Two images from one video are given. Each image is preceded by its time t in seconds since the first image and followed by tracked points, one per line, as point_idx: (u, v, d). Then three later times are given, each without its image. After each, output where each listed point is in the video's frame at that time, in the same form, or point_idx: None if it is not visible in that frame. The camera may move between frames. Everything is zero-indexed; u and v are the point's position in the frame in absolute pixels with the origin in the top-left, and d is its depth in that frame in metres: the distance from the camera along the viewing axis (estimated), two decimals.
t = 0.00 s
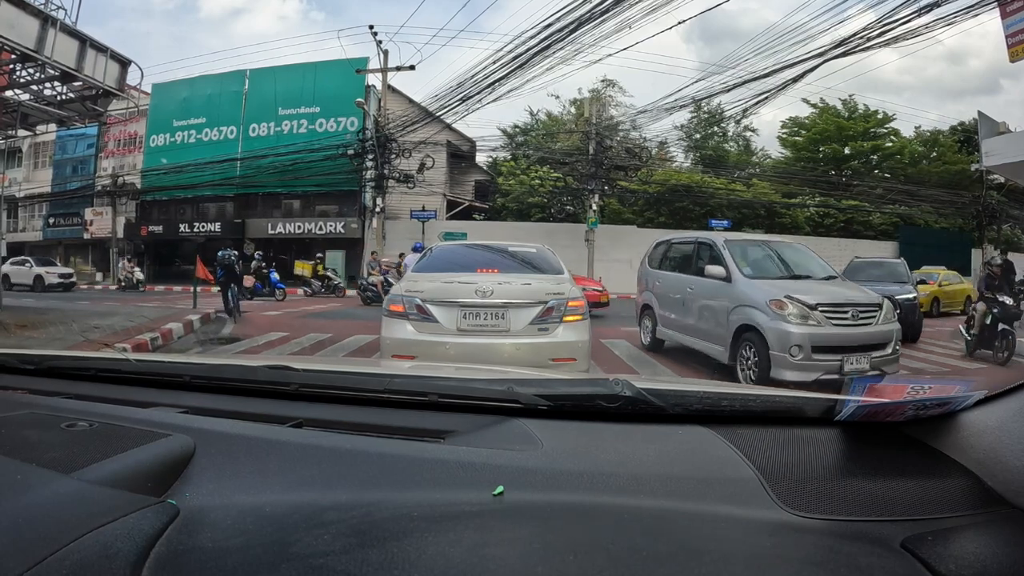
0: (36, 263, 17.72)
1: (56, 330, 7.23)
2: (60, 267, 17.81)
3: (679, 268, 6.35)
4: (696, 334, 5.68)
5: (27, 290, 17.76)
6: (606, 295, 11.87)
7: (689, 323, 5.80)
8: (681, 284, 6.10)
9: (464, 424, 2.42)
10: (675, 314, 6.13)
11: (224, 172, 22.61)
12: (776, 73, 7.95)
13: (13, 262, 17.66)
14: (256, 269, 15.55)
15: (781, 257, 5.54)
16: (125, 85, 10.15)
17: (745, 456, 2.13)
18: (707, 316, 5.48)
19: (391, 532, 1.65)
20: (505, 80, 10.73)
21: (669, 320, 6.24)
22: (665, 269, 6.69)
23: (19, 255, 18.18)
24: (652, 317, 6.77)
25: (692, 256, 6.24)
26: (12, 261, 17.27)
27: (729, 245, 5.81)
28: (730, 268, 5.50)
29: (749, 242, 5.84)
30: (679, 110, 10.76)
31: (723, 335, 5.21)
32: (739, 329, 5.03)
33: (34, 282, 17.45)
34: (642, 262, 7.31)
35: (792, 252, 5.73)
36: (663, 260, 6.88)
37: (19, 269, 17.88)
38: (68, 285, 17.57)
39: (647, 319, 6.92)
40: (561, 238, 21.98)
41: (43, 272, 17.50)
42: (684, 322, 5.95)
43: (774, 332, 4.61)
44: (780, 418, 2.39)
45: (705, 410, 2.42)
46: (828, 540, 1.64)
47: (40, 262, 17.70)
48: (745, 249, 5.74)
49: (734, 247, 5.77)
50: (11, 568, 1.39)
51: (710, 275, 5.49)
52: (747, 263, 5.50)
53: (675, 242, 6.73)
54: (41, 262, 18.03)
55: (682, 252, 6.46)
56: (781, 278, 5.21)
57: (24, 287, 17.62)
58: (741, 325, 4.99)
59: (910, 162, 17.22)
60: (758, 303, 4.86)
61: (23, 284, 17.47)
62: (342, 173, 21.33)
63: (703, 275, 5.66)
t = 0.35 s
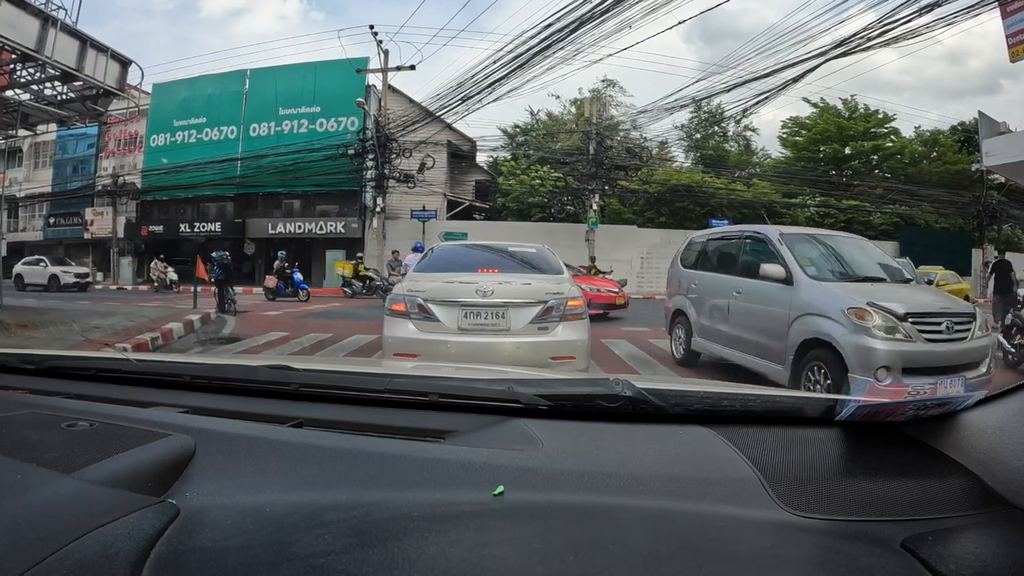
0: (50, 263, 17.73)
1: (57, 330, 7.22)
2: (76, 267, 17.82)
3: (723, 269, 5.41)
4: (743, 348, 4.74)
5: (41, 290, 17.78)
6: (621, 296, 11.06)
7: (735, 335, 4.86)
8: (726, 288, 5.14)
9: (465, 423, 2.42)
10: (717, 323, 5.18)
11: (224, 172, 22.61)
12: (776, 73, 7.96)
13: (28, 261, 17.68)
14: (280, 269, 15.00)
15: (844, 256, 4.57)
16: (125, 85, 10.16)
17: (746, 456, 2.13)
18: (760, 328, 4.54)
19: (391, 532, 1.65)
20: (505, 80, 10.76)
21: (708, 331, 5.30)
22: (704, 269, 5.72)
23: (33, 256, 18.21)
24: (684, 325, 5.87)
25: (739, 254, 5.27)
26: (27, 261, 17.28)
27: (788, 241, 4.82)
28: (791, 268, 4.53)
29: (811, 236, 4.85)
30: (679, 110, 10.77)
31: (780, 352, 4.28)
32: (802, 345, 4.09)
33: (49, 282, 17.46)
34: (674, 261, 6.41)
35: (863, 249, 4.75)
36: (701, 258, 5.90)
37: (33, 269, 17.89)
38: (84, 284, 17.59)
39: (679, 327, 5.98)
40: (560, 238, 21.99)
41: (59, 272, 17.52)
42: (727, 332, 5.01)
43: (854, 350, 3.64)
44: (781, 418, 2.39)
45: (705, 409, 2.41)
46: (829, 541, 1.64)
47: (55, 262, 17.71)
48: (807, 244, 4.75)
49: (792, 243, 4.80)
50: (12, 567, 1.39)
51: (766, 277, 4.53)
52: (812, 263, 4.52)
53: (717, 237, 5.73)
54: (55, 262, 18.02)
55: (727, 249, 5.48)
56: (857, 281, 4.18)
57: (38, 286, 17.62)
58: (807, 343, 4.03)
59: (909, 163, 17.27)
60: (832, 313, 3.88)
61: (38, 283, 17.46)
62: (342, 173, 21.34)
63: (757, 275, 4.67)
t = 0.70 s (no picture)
0: (65, 263, 17.74)
1: (56, 330, 7.20)
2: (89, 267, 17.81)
3: (776, 270, 4.78)
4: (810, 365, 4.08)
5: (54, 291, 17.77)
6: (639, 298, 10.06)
7: (798, 346, 4.19)
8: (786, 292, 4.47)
9: (466, 423, 2.42)
10: (772, 331, 4.53)
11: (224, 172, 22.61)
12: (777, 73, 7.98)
13: (41, 261, 17.67)
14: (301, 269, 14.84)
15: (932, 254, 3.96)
16: (125, 84, 10.17)
17: (746, 456, 2.13)
18: (840, 340, 3.83)
19: (391, 532, 1.65)
20: (505, 80, 10.79)
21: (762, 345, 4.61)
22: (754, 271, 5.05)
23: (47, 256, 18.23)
24: (726, 337, 5.20)
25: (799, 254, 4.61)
26: (42, 260, 17.26)
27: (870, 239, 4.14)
28: (877, 268, 3.88)
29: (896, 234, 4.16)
30: (680, 109, 10.79)
31: (867, 370, 3.61)
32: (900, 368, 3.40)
33: (63, 281, 17.44)
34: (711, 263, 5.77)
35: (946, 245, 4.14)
36: (747, 259, 5.26)
37: (46, 269, 17.85)
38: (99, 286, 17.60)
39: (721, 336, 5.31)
40: (561, 238, 21.99)
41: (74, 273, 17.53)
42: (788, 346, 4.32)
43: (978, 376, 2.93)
44: (781, 418, 2.39)
45: (706, 409, 2.41)
46: (829, 541, 1.64)
47: (70, 262, 17.72)
48: (892, 243, 4.10)
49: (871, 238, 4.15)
50: (12, 567, 1.40)
51: (847, 279, 3.88)
52: (899, 261, 3.89)
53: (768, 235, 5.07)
54: (69, 262, 18.00)
55: (782, 247, 4.83)
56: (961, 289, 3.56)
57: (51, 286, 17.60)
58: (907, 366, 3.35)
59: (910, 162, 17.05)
60: (943, 330, 3.23)
61: (52, 283, 17.47)
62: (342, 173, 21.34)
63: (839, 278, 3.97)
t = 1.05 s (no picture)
0: (80, 263, 17.71)
1: (56, 330, 7.19)
2: (105, 267, 17.77)
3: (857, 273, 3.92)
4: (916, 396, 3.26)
5: (68, 291, 17.75)
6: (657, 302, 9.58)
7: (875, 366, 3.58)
8: (874, 300, 3.64)
9: (466, 423, 2.41)
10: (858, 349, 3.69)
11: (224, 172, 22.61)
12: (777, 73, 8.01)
13: (56, 261, 17.61)
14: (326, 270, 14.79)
15: None
16: (125, 84, 10.17)
17: (747, 456, 2.13)
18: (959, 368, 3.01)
19: (391, 532, 1.65)
20: (506, 80, 10.83)
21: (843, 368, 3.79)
22: (823, 273, 4.20)
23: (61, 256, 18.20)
24: (788, 354, 4.40)
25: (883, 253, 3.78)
26: (57, 260, 17.20)
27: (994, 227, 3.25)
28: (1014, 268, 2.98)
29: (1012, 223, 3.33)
30: (680, 109, 10.80)
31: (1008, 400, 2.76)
32: None
33: (79, 282, 17.38)
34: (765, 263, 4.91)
35: None
36: (811, 259, 4.39)
37: (61, 269, 17.80)
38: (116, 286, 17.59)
39: (780, 351, 4.50)
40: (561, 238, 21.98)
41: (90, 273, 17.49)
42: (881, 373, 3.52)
43: None
44: (781, 418, 2.39)
45: (706, 409, 2.42)
46: (829, 541, 1.64)
47: (84, 261, 17.68)
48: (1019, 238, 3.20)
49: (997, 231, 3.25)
50: (12, 567, 1.40)
51: (975, 281, 2.98)
52: None
53: (840, 232, 4.20)
54: (85, 262, 17.95)
55: (860, 240, 3.97)
56: None
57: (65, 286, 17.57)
58: None
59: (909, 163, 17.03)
60: None
61: (67, 283, 17.42)
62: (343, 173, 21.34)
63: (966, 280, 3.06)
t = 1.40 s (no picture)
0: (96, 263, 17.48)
1: (57, 330, 7.18)
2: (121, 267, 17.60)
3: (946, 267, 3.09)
4: None
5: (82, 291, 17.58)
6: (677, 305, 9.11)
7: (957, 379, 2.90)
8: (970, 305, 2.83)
9: (466, 424, 2.42)
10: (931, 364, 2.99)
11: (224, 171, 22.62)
12: (777, 74, 8.02)
13: (70, 261, 17.33)
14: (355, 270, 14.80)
15: None
16: (126, 84, 10.18)
17: (747, 456, 2.13)
18: None
19: (391, 532, 1.65)
20: (506, 79, 10.87)
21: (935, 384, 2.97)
22: (923, 276, 3.19)
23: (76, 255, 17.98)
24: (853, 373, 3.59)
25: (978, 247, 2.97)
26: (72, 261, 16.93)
27: None
28: None
29: None
30: (680, 109, 10.81)
31: None
32: None
33: (95, 282, 17.22)
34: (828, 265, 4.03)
35: None
36: (906, 257, 3.37)
37: (76, 269, 17.65)
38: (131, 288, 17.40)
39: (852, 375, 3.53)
40: (562, 238, 21.96)
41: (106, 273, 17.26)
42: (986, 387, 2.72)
43: None
44: (781, 418, 2.39)
45: (705, 409, 2.42)
46: (829, 540, 1.64)
47: (100, 262, 17.46)
48: None
49: None
50: (12, 567, 1.40)
51: None
52: None
53: (948, 223, 3.18)
54: (100, 262, 17.78)
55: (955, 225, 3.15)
56: None
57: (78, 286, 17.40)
58: None
59: (910, 162, 16.95)
60: None
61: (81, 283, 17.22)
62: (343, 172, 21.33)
63: None
